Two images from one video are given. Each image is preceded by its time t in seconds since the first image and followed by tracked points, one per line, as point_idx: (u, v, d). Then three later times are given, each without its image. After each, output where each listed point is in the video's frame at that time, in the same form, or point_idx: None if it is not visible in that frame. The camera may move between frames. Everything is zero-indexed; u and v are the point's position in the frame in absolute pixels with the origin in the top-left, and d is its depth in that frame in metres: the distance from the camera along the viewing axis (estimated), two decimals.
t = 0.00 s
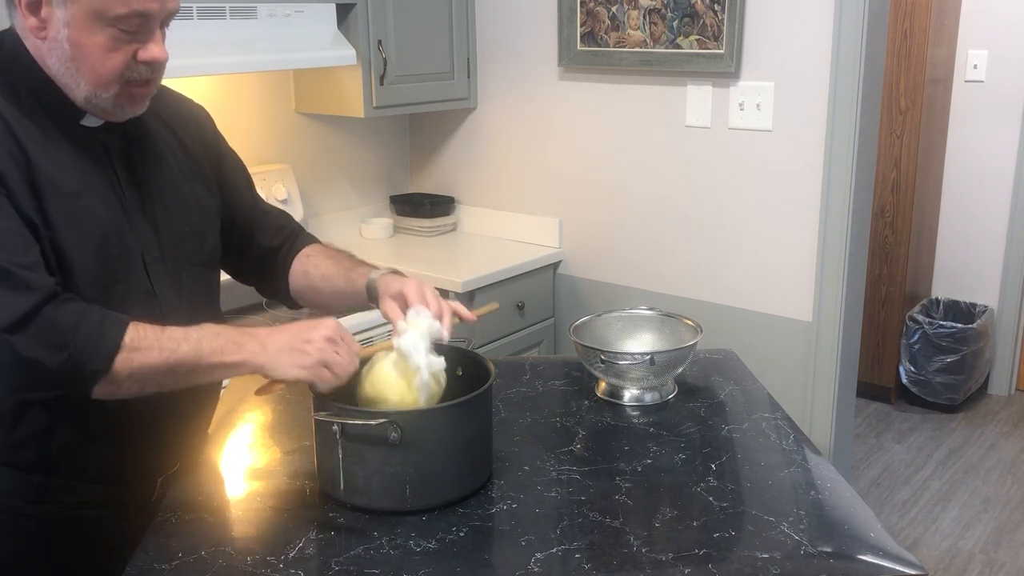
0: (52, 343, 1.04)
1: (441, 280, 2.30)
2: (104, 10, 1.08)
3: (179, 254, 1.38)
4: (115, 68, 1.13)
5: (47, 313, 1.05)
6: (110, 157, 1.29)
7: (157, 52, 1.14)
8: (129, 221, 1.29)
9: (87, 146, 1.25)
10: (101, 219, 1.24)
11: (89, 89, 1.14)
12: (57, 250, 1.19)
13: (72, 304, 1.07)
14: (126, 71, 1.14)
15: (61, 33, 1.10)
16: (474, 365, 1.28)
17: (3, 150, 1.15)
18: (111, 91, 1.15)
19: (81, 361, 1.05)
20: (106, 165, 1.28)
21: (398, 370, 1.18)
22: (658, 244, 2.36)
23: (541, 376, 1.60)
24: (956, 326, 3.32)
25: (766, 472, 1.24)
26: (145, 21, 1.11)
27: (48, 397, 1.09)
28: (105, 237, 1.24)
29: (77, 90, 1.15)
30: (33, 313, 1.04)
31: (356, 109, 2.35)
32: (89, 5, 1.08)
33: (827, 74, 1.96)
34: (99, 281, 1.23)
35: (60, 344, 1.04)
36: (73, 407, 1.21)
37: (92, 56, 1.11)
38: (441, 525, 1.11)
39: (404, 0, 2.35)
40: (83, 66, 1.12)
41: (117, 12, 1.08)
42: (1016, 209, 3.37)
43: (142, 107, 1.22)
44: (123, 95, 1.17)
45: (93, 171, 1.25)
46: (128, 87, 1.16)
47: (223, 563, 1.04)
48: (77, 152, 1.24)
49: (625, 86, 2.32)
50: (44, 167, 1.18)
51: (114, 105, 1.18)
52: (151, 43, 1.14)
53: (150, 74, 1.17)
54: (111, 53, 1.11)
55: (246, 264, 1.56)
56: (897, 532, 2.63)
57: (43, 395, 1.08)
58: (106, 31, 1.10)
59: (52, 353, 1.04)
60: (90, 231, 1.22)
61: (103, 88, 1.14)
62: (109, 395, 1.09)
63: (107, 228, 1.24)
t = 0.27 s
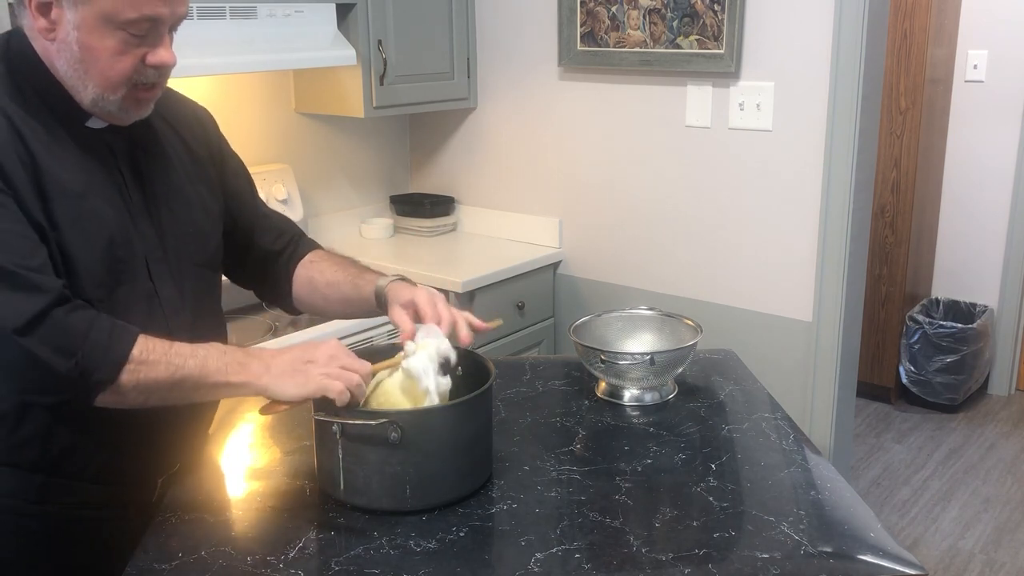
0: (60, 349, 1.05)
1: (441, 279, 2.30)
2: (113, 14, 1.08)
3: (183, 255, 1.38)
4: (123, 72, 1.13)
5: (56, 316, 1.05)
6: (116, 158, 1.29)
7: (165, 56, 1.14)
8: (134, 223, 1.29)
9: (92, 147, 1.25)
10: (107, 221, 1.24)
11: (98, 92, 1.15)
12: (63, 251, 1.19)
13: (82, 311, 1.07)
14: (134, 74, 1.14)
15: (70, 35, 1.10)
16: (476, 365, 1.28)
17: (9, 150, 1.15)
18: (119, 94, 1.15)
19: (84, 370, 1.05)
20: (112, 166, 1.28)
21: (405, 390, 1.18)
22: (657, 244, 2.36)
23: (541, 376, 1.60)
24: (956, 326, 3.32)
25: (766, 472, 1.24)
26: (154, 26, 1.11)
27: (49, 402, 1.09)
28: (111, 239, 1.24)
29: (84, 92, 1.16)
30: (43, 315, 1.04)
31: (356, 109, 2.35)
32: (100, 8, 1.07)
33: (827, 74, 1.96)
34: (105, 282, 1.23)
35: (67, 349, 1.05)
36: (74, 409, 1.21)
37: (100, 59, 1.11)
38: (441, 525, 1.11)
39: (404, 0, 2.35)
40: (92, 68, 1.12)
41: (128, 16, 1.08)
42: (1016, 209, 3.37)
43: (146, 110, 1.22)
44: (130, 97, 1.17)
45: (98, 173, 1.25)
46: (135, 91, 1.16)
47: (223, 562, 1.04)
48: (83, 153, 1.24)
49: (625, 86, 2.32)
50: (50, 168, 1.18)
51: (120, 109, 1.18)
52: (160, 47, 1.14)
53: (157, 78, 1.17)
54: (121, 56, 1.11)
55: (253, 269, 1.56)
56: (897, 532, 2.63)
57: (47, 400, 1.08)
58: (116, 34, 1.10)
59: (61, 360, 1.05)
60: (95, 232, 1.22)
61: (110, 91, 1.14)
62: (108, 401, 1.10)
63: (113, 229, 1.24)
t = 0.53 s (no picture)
0: (62, 349, 1.05)
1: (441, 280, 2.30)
2: (114, 14, 1.07)
3: (184, 255, 1.38)
4: (125, 72, 1.13)
5: (57, 315, 1.05)
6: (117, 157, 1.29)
7: (166, 56, 1.14)
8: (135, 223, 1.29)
9: (93, 147, 1.25)
10: (109, 221, 1.24)
11: (99, 92, 1.15)
12: (64, 252, 1.19)
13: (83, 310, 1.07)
14: (136, 75, 1.14)
15: (71, 36, 1.10)
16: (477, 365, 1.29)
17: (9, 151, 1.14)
18: (120, 94, 1.15)
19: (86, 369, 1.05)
20: (113, 167, 1.28)
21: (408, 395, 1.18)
22: (657, 244, 2.36)
23: (541, 376, 1.60)
24: (956, 326, 3.32)
25: (765, 472, 1.24)
26: (155, 26, 1.11)
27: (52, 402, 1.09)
28: (112, 239, 1.24)
29: (86, 93, 1.16)
30: (43, 314, 1.05)
31: (356, 109, 2.35)
32: (100, 8, 1.07)
33: (827, 74, 1.96)
34: (106, 282, 1.23)
35: (69, 348, 1.05)
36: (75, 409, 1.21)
37: (102, 60, 1.11)
38: (441, 525, 1.11)
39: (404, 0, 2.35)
40: (93, 68, 1.12)
41: (128, 16, 1.08)
42: (1016, 209, 3.37)
43: (149, 110, 1.22)
44: (132, 97, 1.17)
45: (100, 173, 1.25)
46: (137, 91, 1.16)
47: (223, 562, 1.04)
48: (84, 153, 1.23)
49: (625, 87, 2.32)
50: (52, 168, 1.18)
51: (122, 109, 1.18)
52: (162, 48, 1.14)
53: (159, 78, 1.17)
54: (121, 56, 1.11)
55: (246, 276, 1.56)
56: (897, 532, 2.63)
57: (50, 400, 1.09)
58: (117, 35, 1.10)
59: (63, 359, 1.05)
60: (96, 232, 1.22)
61: (112, 91, 1.14)
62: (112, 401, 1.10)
63: (115, 229, 1.24)
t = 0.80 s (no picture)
0: (62, 348, 1.05)
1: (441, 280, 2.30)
2: (114, 13, 1.08)
3: (184, 254, 1.38)
4: (125, 71, 1.13)
5: (57, 315, 1.05)
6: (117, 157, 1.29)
7: (166, 56, 1.14)
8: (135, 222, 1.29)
9: (92, 147, 1.25)
10: (108, 220, 1.23)
11: (98, 91, 1.15)
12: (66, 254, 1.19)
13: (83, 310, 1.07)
14: (136, 74, 1.14)
15: (71, 35, 1.10)
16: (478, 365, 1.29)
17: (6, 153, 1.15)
18: (120, 93, 1.15)
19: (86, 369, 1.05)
20: (112, 166, 1.28)
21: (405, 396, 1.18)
22: (657, 245, 2.36)
23: (541, 376, 1.60)
24: (956, 326, 3.32)
25: (765, 472, 1.24)
26: (155, 25, 1.11)
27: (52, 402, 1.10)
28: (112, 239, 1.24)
29: (86, 92, 1.16)
30: (43, 314, 1.05)
31: (356, 109, 2.35)
32: (101, 8, 1.07)
33: (827, 74, 1.96)
34: (106, 281, 1.23)
35: (70, 348, 1.05)
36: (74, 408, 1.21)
37: (102, 59, 1.11)
38: (441, 525, 1.11)
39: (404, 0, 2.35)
40: (93, 68, 1.12)
41: (129, 16, 1.08)
42: (1016, 209, 3.37)
43: (148, 110, 1.22)
44: (131, 97, 1.17)
45: (99, 173, 1.25)
46: (136, 90, 1.17)
47: (224, 562, 1.04)
48: (82, 154, 1.23)
49: (625, 86, 2.32)
50: (51, 168, 1.18)
51: (121, 108, 1.18)
52: (162, 48, 1.14)
53: (159, 77, 1.17)
54: (122, 56, 1.11)
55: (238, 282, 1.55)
56: (897, 532, 2.63)
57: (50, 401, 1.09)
58: (117, 34, 1.10)
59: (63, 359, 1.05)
60: (96, 232, 1.22)
61: (112, 90, 1.15)
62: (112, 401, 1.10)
63: (114, 229, 1.24)
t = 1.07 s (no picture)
0: (40, 352, 1.06)
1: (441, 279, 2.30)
2: (109, 11, 1.08)
3: (183, 254, 1.37)
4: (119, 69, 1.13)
5: (36, 319, 1.07)
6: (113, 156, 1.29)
7: (160, 53, 1.14)
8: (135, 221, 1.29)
9: (89, 147, 1.25)
10: (105, 220, 1.24)
11: (93, 90, 1.14)
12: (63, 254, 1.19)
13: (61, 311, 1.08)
14: (130, 72, 1.14)
15: (66, 33, 1.10)
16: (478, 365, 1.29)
17: (1, 153, 1.15)
18: (114, 92, 1.15)
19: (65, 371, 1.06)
20: (109, 166, 1.28)
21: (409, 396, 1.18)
22: (657, 245, 2.36)
23: (541, 376, 1.60)
24: (956, 326, 3.32)
25: (765, 472, 1.24)
26: (150, 23, 1.11)
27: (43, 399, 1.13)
28: (108, 238, 1.24)
29: (79, 91, 1.15)
30: (21, 319, 1.06)
31: (356, 109, 2.35)
32: (96, 6, 1.08)
33: (827, 75, 1.96)
34: (102, 281, 1.23)
35: (47, 352, 1.06)
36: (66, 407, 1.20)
37: (96, 56, 1.11)
38: (441, 525, 1.11)
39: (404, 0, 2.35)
40: (88, 66, 1.12)
41: (124, 12, 1.08)
42: (1016, 209, 3.37)
43: (142, 111, 1.22)
44: (126, 95, 1.17)
45: (96, 172, 1.25)
46: (131, 89, 1.16)
47: (224, 562, 1.04)
48: (78, 153, 1.23)
49: (625, 86, 2.32)
50: (48, 169, 1.18)
51: (114, 108, 1.18)
52: (157, 46, 1.14)
53: (153, 77, 1.17)
54: (116, 54, 1.11)
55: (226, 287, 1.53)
56: (897, 532, 2.63)
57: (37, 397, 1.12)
58: (111, 32, 1.10)
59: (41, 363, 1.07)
60: (92, 231, 1.22)
61: (105, 88, 1.14)
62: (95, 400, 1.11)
63: (111, 229, 1.24)
